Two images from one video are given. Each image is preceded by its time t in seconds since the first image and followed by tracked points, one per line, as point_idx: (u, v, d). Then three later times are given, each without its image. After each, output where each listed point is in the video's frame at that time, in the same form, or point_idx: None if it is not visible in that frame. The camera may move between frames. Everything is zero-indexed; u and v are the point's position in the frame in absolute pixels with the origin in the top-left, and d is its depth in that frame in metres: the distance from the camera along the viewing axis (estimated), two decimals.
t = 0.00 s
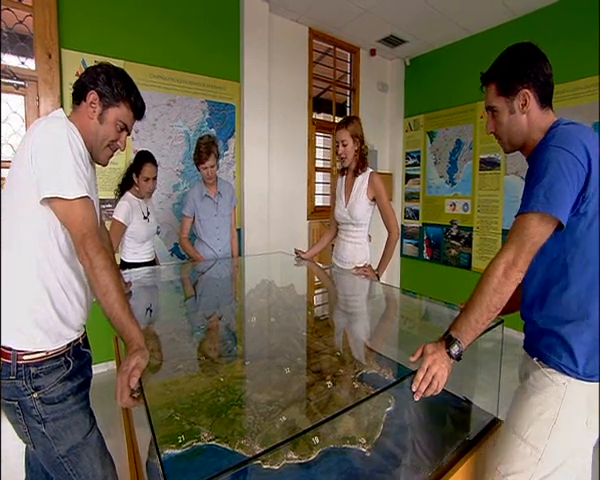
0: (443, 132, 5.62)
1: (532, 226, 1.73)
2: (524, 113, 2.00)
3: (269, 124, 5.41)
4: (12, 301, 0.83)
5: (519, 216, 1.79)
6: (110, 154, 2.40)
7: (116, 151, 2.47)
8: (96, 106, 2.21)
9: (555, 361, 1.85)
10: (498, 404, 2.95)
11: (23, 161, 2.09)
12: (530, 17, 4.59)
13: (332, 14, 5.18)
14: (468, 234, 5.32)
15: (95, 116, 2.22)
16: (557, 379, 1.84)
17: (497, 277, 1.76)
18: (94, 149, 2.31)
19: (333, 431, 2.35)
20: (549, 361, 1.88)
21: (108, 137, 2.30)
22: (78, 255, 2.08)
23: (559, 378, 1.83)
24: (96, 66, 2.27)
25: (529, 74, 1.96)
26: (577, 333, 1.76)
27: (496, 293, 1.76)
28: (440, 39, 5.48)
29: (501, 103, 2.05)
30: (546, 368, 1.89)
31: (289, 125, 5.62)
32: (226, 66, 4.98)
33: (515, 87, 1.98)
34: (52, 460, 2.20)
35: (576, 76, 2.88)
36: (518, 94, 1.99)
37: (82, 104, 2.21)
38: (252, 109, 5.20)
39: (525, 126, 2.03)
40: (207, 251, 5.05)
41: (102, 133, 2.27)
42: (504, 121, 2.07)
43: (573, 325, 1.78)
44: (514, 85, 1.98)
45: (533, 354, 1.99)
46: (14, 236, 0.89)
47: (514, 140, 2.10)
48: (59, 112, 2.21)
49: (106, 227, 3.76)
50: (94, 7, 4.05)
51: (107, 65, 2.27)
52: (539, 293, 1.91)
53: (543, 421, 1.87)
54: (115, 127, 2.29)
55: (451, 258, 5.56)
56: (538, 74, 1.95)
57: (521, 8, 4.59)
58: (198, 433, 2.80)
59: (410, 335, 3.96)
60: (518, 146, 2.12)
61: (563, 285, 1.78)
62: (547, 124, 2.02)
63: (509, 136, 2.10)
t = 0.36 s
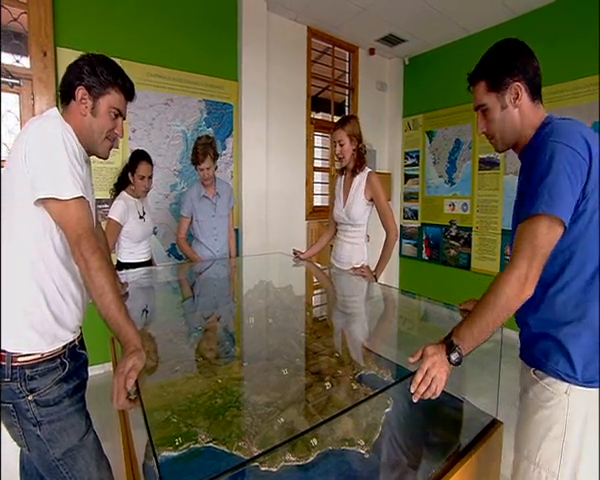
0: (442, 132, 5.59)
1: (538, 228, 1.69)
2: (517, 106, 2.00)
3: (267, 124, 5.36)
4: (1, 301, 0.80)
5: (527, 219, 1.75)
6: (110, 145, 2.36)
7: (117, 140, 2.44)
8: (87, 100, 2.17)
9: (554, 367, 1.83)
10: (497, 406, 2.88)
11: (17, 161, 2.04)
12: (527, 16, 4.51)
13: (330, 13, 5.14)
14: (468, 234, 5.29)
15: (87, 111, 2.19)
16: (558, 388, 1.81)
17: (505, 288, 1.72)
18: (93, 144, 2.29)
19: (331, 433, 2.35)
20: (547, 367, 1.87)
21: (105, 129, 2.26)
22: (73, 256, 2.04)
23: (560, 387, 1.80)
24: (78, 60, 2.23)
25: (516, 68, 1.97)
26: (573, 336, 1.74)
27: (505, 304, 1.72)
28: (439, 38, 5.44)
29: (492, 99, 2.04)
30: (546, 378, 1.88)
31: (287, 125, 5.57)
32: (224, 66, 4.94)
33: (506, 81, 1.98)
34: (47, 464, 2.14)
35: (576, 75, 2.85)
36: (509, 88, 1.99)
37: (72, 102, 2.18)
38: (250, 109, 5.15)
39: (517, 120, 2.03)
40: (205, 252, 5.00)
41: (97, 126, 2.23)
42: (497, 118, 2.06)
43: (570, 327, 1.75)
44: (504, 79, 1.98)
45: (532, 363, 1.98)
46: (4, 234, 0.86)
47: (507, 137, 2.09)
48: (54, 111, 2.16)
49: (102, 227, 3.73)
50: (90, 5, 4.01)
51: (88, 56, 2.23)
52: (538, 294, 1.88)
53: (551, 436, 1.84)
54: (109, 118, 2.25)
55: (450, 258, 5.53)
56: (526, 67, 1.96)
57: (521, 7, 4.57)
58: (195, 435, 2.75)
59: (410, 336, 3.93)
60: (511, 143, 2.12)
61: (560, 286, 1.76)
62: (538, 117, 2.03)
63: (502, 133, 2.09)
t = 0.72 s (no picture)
0: (442, 132, 5.53)
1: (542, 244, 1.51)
2: (523, 95, 1.96)
3: (265, 123, 5.30)
4: None
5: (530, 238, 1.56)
6: (106, 143, 2.31)
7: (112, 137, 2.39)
8: (81, 99, 2.12)
9: (537, 371, 1.73)
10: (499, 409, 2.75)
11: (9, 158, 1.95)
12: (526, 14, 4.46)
13: (329, 12, 5.09)
14: (468, 235, 5.24)
15: (82, 109, 2.14)
16: (543, 394, 1.71)
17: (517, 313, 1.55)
18: (88, 142, 2.24)
19: (330, 435, 2.34)
20: (531, 371, 1.76)
21: (100, 127, 2.21)
22: (67, 257, 1.98)
23: (544, 394, 1.70)
24: (67, 57, 2.17)
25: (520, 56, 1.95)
26: (563, 343, 1.64)
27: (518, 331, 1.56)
28: (439, 37, 5.40)
29: (497, 89, 1.99)
30: (530, 382, 1.76)
31: (286, 124, 5.51)
32: (222, 64, 4.89)
33: (511, 68, 1.94)
34: (41, 468, 2.09)
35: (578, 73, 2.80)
36: (514, 76, 1.95)
37: (65, 101, 2.13)
38: (247, 108, 5.09)
39: (523, 111, 1.99)
40: (202, 253, 4.94)
41: (93, 125, 2.18)
42: (502, 109, 2.01)
43: (561, 332, 1.65)
44: (509, 67, 1.94)
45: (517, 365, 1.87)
46: None
47: (513, 130, 2.04)
48: (47, 109, 2.10)
49: (97, 227, 3.67)
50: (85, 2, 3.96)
51: (78, 53, 2.17)
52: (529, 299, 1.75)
53: (536, 443, 1.74)
54: (103, 116, 2.20)
55: (450, 259, 5.47)
56: (531, 54, 1.94)
57: (522, 6, 4.53)
58: (192, 439, 2.71)
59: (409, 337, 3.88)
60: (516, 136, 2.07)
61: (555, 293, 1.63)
62: (544, 107, 2.00)
63: (508, 125, 2.04)
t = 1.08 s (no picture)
0: (442, 131, 5.45)
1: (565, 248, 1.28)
2: (522, 87, 1.85)
3: (262, 123, 5.21)
4: None
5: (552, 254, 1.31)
6: (99, 147, 2.23)
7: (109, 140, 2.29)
8: (78, 100, 2.04)
9: (512, 372, 1.69)
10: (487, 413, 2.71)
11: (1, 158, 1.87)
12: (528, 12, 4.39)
13: (328, 10, 5.03)
14: (468, 236, 5.18)
15: (78, 111, 2.06)
16: (516, 395, 1.66)
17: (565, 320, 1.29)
18: (82, 145, 2.15)
19: (328, 440, 2.31)
20: (507, 375, 1.71)
21: (95, 130, 2.13)
22: (60, 258, 1.86)
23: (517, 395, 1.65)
24: (66, 56, 2.09)
25: (519, 47, 1.86)
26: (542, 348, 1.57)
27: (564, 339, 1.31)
28: (439, 36, 5.33)
29: (494, 81, 1.88)
30: (506, 384, 1.72)
31: (284, 124, 5.43)
32: (218, 63, 4.81)
33: (509, 59, 1.84)
34: (32, 476, 1.99)
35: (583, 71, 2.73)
36: (513, 68, 1.84)
37: (62, 101, 2.05)
38: (245, 108, 5.01)
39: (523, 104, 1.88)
40: (198, 255, 4.85)
41: (89, 127, 2.10)
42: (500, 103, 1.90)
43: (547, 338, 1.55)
44: (507, 59, 1.84)
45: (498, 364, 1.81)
46: None
47: (512, 124, 1.94)
48: (39, 108, 2.02)
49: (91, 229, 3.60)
50: None
51: (76, 53, 2.10)
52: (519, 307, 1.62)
53: (510, 445, 1.69)
54: (98, 119, 2.12)
55: (450, 260, 5.41)
56: (531, 44, 1.83)
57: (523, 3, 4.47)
58: (188, 444, 2.67)
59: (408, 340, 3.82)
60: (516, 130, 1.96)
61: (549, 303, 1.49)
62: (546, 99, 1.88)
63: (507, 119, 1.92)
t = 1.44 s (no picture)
0: (444, 130, 5.30)
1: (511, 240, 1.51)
2: (538, 81, 1.68)
3: (258, 121, 5.06)
4: None
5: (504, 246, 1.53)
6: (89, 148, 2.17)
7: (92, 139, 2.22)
8: (76, 105, 1.95)
9: (510, 373, 1.68)
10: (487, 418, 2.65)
11: None
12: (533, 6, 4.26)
13: (326, 5, 4.89)
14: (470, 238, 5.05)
15: (75, 116, 1.97)
16: (516, 397, 1.67)
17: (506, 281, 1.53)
18: (74, 148, 2.08)
19: (327, 448, 2.19)
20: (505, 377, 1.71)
21: (90, 134, 2.06)
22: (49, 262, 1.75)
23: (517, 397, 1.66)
24: (59, 52, 1.93)
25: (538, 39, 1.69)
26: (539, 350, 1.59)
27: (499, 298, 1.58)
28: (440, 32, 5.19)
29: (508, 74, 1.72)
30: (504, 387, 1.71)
31: (281, 122, 5.28)
32: (213, 59, 4.67)
33: (526, 51, 1.68)
34: None
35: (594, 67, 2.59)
36: (529, 60, 1.68)
37: (57, 104, 1.93)
38: (241, 105, 4.87)
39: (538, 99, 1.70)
40: (193, 257, 4.71)
41: (84, 132, 2.03)
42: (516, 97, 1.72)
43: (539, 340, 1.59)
44: (524, 50, 1.68)
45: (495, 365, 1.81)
46: None
47: (527, 120, 1.75)
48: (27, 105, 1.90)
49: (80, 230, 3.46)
50: None
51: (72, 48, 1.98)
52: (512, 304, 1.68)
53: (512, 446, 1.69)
54: (94, 123, 2.06)
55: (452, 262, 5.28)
56: (552, 37, 1.68)
57: None
58: (182, 452, 2.54)
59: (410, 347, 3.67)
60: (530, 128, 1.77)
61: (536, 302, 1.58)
62: (564, 97, 1.69)
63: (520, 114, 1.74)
